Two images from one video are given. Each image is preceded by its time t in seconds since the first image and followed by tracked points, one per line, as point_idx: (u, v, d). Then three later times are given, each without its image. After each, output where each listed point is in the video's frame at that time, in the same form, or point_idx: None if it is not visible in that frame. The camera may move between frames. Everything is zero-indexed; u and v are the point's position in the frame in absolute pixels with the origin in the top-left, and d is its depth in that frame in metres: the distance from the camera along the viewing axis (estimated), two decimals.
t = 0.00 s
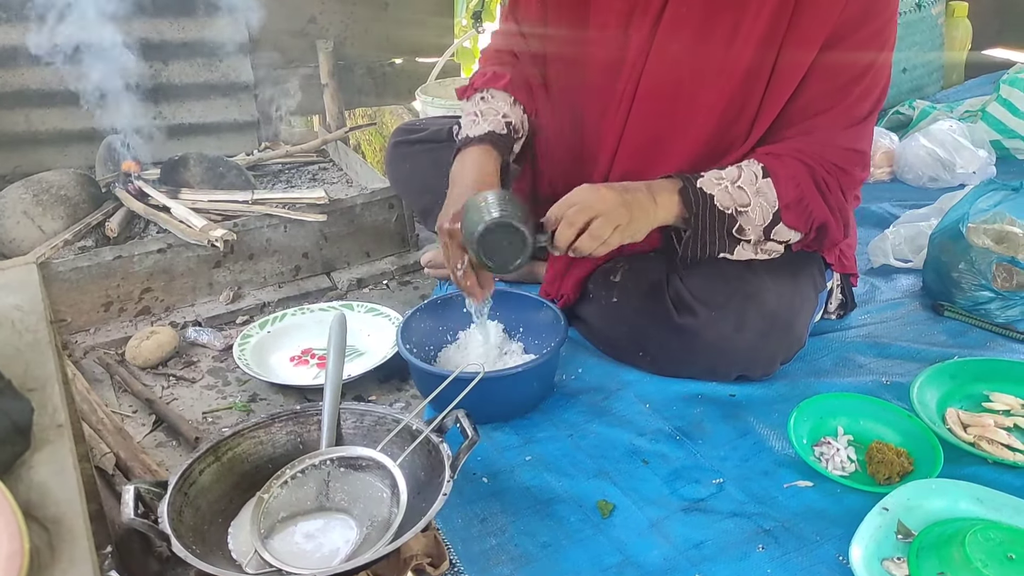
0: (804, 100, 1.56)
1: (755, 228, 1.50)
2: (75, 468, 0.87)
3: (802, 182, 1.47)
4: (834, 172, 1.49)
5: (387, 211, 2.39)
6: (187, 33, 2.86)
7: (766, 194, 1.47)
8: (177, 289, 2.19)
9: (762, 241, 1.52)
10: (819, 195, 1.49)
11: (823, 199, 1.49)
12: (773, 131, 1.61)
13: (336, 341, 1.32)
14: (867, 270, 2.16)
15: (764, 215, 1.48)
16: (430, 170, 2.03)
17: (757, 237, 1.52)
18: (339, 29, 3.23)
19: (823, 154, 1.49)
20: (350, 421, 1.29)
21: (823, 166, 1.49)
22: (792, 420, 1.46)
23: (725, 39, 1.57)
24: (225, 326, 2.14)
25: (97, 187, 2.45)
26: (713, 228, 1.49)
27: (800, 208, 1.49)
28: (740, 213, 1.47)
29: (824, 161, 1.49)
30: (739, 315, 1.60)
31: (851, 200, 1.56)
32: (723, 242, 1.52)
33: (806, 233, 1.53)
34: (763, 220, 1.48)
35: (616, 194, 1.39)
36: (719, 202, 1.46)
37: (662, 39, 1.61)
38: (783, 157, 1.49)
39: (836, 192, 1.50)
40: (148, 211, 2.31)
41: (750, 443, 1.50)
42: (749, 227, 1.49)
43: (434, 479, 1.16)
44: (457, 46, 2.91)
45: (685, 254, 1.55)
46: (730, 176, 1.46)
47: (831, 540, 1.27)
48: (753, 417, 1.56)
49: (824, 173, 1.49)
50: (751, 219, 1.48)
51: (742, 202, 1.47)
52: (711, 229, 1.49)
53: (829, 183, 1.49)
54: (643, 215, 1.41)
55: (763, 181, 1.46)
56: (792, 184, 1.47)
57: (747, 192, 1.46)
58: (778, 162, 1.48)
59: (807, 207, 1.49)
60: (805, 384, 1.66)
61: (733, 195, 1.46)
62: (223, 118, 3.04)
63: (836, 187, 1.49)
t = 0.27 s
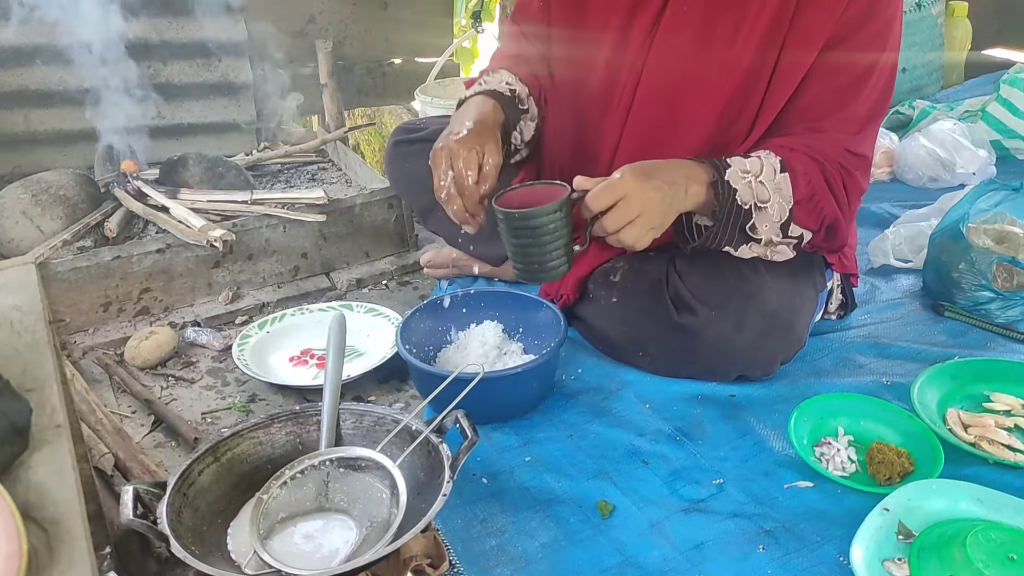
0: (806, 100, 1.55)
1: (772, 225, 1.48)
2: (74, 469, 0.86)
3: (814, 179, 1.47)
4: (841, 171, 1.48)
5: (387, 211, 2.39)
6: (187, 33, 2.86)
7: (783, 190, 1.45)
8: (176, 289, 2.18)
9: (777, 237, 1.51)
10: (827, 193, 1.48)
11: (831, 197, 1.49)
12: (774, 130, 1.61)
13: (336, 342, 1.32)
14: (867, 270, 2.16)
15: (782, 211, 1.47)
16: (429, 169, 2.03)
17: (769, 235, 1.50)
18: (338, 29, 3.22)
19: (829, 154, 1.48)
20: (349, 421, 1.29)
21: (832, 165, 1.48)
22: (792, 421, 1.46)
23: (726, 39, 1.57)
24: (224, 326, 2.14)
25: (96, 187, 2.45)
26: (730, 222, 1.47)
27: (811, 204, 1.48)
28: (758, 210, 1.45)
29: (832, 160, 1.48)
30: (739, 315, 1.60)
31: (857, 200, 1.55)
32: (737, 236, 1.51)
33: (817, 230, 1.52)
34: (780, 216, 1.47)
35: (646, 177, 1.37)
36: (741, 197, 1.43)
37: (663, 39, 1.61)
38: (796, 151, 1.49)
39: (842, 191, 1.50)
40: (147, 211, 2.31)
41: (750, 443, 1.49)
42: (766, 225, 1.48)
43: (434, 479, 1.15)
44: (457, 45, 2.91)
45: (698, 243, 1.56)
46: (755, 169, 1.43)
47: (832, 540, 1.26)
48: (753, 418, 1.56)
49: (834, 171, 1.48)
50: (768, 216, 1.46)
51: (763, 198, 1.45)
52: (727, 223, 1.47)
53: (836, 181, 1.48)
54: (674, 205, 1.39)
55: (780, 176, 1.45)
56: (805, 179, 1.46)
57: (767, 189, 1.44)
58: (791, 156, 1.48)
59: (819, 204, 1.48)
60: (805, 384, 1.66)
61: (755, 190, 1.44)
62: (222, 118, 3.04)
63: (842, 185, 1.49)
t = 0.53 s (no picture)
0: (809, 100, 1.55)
1: (774, 229, 1.50)
2: (75, 468, 0.86)
3: (820, 183, 1.47)
4: (846, 174, 1.49)
5: (387, 211, 2.39)
6: (187, 32, 2.86)
7: (786, 196, 1.47)
8: (176, 288, 2.18)
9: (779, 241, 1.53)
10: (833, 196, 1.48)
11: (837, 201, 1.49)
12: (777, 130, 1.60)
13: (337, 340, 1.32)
14: (867, 270, 2.16)
15: (784, 218, 1.49)
16: (428, 168, 2.04)
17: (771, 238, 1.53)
18: (339, 28, 3.22)
19: (834, 155, 1.49)
20: (350, 421, 1.29)
21: (838, 167, 1.48)
22: (792, 420, 1.46)
23: (729, 38, 1.58)
24: (224, 325, 2.14)
25: (96, 187, 2.45)
26: (731, 229, 1.50)
27: (818, 208, 1.48)
28: (759, 216, 1.48)
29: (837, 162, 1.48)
30: (739, 314, 1.60)
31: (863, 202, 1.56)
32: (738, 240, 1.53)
33: (825, 233, 1.52)
34: (783, 222, 1.49)
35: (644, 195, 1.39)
36: (742, 205, 1.46)
37: (667, 38, 1.62)
38: (801, 154, 1.49)
39: (847, 194, 1.50)
40: (147, 210, 2.31)
41: (749, 442, 1.50)
42: (768, 229, 1.50)
43: (434, 479, 1.15)
44: (457, 45, 2.91)
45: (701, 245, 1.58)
46: (757, 177, 1.45)
47: (831, 540, 1.27)
48: (753, 417, 1.56)
49: (841, 173, 1.48)
50: (770, 222, 1.49)
51: (764, 205, 1.47)
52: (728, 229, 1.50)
53: (841, 184, 1.48)
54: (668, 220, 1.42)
55: (785, 182, 1.46)
56: (811, 184, 1.46)
57: (768, 197, 1.46)
58: (797, 160, 1.48)
59: (826, 207, 1.48)
60: (805, 383, 1.66)
61: (756, 198, 1.46)
62: (222, 117, 3.03)
63: (848, 188, 1.49)
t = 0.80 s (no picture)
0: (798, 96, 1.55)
1: (759, 222, 1.49)
2: (76, 467, 0.86)
3: (798, 175, 1.46)
4: (827, 169, 1.48)
5: (388, 210, 2.39)
6: (188, 30, 2.85)
7: (764, 189, 1.46)
8: (177, 287, 2.18)
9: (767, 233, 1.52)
10: (814, 189, 1.48)
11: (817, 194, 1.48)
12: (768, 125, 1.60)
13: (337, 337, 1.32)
14: (868, 269, 2.16)
15: (766, 211, 1.48)
16: (429, 166, 2.03)
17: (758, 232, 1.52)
18: (340, 27, 3.22)
19: (816, 150, 1.48)
20: (351, 419, 1.29)
21: (819, 161, 1.48)
22: (793, 420, 1.46)
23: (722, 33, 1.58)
24: (224, 324, 2.14)
25: (96, 185, 2.45)
26: (713, 224, 1.48)
27: (798, 201, 1.48)
28: (739, 209, 1.47)
29: (818, 156, 1.48)
30: (740, 314, 1.60)
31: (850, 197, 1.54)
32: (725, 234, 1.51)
33: (809, 226, 1.52)
34: (765, 214, 1.48)
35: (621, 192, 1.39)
36: (718, 198, 1.45)
37: (659, 34, 1.63)
38: (780, 150, 1.48)
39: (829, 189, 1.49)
40: (148, 209, 2.31)
41: (750, 442, 1.50)
42: (751, 222, 1.49)
43: (435, 478, 1.15)
44: (459, 43, 2.90)
45: (691, 248, 1.56)
46: (729, 172, 1.45)
47: (833, 539, 1.26)
48: (754, 416, 1.56)
49: (821, 167, 1.48)
50: (752, 215, 1.48)
51: (742, 197, 1.46)
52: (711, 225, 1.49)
53: (822, 178, 1.48)
54: (642, 213, 1.41)
55: (761, 176, 1.46)
56: (789, 176, 1.46)
57: (745, 188, 1.45)
58: (775, 156, 1.47)
59: (806, 201, 1.48)
60: (806, 382, 1.66)
61: (731, 191, 1.45)
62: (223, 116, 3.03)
63: (830, 182, 1.49)
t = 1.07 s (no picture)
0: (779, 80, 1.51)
1: (705, 184, 1.47)
2: (78, 467, 0.86)
3: (758, 151, 1.45)
4: (790, 150, 1.46)
5: (389, 209, 2.39)
6: (189, 29, 2.85)
7: (716, 152, 1.45)
8: (178, 286, 2.18)
9: (713, 197, 1.49)
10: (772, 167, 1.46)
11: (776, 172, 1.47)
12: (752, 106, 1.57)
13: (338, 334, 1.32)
14: (870, 268, 2.16)
15: (713, 173, 1.46)
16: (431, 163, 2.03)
17: (703, 193, 1.49)
18: (341, 25, 3.22)
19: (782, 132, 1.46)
20: (352, 418, 1.28)
21: (783, 141, 1.46)
22: (796, 419, 1.46)
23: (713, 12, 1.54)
24: (226, 323, 2.14)
25: (97, 184, 2.44)
26: (657, 176, 1.48)
27: (755, 176, 1.46)
28: (685, 167, 1.46)
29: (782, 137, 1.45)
30: (742, 313, 1.60)
31: (823, 181, 1.51)
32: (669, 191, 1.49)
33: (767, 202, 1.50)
34: (712, 176, 1.46)
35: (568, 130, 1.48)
36: (664, 150, 1.45)
37: (649, 19, 1.61)
38: (747, 125, 1.46)
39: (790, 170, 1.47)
40: (150, 208, 2.30)
41: (753, 441, 1.49)
42: (695, 181, 1.47)
43: (437, 477, 1.15)
44: (460, 41, 2.90)
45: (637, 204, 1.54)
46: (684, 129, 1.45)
47: (835, 539, 1.26)
48: (756, 416, 1.56)
49: (782, 144, 1.46)
50: (697, 174, 1.46)
51: (690, 155, 1.45)
52: (654, 178, 1.48)
53: (783, 159, 1.46)
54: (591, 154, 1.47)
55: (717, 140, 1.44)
56: (748, 151, 1.44)
57: (695, 146, 1.45)
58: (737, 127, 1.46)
59: (763, 177, 1.46)
60: (809, 382, 1.66)
61: (680, 147, 1.45)
62: (224, 114, 3.03)
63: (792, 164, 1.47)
